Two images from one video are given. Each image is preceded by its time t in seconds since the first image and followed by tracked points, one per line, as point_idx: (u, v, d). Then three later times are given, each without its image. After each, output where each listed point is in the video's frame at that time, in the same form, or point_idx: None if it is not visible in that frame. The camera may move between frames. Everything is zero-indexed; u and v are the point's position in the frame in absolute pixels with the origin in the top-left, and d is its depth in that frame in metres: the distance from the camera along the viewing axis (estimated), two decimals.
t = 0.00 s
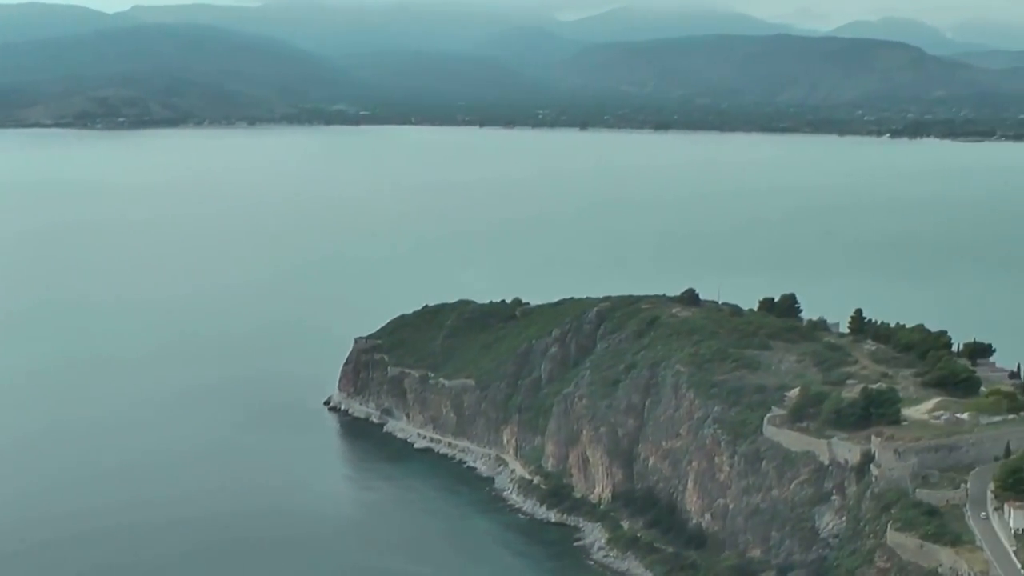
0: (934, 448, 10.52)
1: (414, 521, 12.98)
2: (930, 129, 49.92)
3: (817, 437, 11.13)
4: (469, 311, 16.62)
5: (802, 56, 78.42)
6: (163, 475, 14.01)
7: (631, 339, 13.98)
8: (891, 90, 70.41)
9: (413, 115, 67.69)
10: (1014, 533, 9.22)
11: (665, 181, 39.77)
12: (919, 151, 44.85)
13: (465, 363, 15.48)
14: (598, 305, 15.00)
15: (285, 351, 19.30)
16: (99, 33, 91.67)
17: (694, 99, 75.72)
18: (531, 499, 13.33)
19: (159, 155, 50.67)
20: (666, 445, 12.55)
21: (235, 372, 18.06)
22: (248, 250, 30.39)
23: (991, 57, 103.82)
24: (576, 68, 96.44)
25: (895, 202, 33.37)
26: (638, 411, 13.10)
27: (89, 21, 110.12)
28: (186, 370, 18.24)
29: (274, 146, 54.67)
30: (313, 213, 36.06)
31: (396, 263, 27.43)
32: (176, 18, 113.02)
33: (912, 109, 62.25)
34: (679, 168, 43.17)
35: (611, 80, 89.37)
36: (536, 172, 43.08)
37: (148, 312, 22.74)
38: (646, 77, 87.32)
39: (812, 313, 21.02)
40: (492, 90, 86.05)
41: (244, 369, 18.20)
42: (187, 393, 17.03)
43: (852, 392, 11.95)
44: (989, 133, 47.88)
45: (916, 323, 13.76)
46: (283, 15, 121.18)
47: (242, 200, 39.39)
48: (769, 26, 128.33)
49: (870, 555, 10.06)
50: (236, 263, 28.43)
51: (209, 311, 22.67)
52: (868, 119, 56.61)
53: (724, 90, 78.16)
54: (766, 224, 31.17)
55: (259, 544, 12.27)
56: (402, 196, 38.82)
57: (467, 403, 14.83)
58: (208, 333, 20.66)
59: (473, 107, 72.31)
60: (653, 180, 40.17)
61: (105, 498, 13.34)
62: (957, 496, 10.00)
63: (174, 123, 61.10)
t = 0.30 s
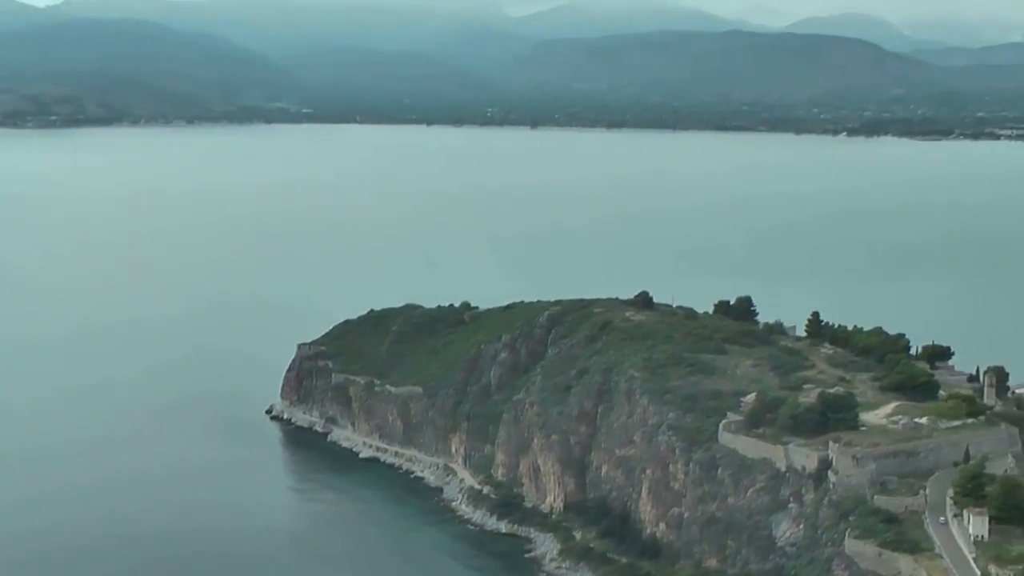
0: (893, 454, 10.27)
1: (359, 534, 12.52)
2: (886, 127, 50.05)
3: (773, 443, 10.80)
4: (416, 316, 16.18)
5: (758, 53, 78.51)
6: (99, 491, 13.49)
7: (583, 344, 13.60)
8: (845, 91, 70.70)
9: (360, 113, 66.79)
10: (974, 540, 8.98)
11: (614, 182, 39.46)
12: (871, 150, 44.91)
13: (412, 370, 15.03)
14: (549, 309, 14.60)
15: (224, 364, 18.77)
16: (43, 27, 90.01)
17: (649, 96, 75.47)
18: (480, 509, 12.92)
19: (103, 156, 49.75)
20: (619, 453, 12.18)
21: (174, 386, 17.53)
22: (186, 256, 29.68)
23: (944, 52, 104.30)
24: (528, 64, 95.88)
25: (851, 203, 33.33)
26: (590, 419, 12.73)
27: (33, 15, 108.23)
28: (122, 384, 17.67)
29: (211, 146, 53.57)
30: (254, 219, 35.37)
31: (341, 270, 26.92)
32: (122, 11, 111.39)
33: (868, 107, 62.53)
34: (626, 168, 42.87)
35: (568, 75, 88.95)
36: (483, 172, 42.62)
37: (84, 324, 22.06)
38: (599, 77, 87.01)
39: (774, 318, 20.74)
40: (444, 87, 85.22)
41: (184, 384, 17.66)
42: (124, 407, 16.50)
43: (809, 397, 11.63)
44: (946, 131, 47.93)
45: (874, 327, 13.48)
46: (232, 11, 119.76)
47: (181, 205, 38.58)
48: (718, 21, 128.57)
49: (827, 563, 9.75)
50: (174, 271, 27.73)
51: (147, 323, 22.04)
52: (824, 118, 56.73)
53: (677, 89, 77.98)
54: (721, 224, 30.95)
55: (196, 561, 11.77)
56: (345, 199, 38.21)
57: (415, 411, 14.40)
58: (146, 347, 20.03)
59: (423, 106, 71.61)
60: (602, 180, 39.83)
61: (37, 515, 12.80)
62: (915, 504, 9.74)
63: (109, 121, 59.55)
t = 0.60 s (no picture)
0: (851, 460, 9.97)
1: (304, 547, 12.07)
2: (842, 127, 50.22)
3: (729, 450, 10.47)
4: (362, 320, 15.75)
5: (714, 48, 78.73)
6: (33, 503, 12.90)
7: (535, 349, 13.23)
8: (799, 89, 71.07)
9: (301, 111, 65.94)
10: (933, 548, 8.70)
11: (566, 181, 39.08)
12: (823, 150, 44.98)
13: (358, 377, 14.61)
14: (499, 312, 14.23)
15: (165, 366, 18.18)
16: None
17: (600, 94, 75.35)
18: (429, 519, 12.50)
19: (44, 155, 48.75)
20: (571, 461, 11.82)
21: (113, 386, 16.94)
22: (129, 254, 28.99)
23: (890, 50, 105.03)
24: (474, 60, 95.40)
25: (806, 202, 33.20)
26: (541, 425, 12.35)
27: None
28: (58, 385, 17.05)
29: (143, 145, 52.24)
30: (199, 217, 34.66)
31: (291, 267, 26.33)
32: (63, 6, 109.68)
33: (823, 105, 62.75)
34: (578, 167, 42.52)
35: (522, 71, 88.73)
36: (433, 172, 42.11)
37: (25, 322, 21.32)
38: (547, 75, 86.72)
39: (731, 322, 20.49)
40: (391, 85, 84.45)
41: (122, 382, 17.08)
42: (61, 409, 15.91)
43: (764, 402, 11.32)
44: (903, 130, 48.07)
45: (830, 331, 13.22)
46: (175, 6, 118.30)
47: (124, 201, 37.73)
48: (662, 16, 128.98)
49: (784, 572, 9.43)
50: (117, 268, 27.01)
51: (92, 320, 21.36)
52: (779, 116, 56.91)
53: (626, 88, 77.88)
54: (673, 223, 30.71)
55: None
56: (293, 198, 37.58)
57: (361, 420, 13.98)
58: (85, 346, 19.43)
59: (369, 104, 70.84)
60: (554, 180, 39.42)
61: None
62: (873, 511, 9.44)
63: (41, 120, 57.93)
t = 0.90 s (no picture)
0: (807, 465, 9.69)
1: (248, 560, 11.64)
2: (798, 123, 50.15)
3: (683, 456, 10.16)
4: (305, 325, 15.33)
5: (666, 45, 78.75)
6: None
7: (483, 352, 12.87)
8: (751, 87, 71.15)
9: (243, 106, 65.00)
10: (891, 554, 8.43)
11: (520, 177, 38.59)
12: (777, 147, 44.92)
13: (301, 383, 14.21)
14: (447, 315, 13.87)
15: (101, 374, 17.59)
16: None
17: (550, 91, 75.08)
18: (375, 529, 12.10)
19: None
20: (522, 468, 11.47)
21: (45, 397, 16.33)
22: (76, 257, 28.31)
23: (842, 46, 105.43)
24: (421, 55, 94.79)
25: (762, 202, 33.01)
26: (491, 432, 12.01)
27: None
28: None
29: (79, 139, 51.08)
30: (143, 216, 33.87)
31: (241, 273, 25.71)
32: None
33: (779, 102, 62.75)
34: (531, 163, 42.03)
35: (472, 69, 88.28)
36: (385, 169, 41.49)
37: None
38: (498, 69, 86.30)
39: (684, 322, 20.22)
40: (336, 81, 83.59)
41: (56, 395, 16.48)
42: None
43: (719, 406, 11.02)
44: (860, 128, 48.11)
45: (787, 333, 12.95)
46: None
47: (65, 197, 36.80)
48: (608, 9, 128.90)
49: None
50: (61, 273, 26.26)
51: (34, 330, 20.68)
52: (733, 113, 56.82)
53: (578, 85, 77.67)
54: (627, 224, 30.44)
55: None
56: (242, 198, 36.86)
57: (305, 426, 13.60)
58: (20, 353, 18.80)
59: (315, 101, 70.07)
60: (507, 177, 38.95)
61: None
62: (831, 517, 9.17)
63: None
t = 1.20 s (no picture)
0: (763, 470, 9.42)
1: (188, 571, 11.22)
2: (753, 120, 50.15)
3: (637, 460, 9.86)
4: (248, 326, 14.93)
5: (623, 40, 78.82)
6: None
7: (431, 354, 12.53)
8: (705, 83, 71.26)
9: (191, 100, 64.26)
10: (849, 561, 8.17)
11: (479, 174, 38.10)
12: (732, 144, 44.82)
13: (243, 387, 13.81)
14: (395, 317, 13.52)
15: (39, 374, 17.06)
16: None
17: (503, 85, 74.75)
18: (320, 537, 11.71)
19: None
20: (472, 474, 11.13)
21: None
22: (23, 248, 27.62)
23: (795, 40, 105.89)
24: (372, 48, 94.22)
25: (727, 199, 32.83)
26: (439, 436, 11.66)
27: None
28: None
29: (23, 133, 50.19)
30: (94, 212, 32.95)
31: (193, 268, 25.04)
32: None
33: (735, 97, 62.80)
34: (485, 162, 41.66)
35: (422, 61, 87.79)
36: (339, 165, 40.83)
37: None
38: (450, 64, 85.94)
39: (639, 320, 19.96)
40: (280, 72, 82.72)
41: None
42: None
43: (673, 409, 10.74)
44: (817, 124, 48.14)
45: (742, 334, 12.70)
46: None
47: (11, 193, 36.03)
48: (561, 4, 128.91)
49: None
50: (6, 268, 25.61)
51: None
52: (687, 109, 56.79)
53: (530, 79, 77.47)
54: (583, 222, 30.14)
55: None
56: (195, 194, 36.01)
57: (247, 433, 13.20)
58: None
59: (259, 95, 69.33)
60: (466, 174, 38.41)
61: None
62: (789, 522, 8.90)
63: None
